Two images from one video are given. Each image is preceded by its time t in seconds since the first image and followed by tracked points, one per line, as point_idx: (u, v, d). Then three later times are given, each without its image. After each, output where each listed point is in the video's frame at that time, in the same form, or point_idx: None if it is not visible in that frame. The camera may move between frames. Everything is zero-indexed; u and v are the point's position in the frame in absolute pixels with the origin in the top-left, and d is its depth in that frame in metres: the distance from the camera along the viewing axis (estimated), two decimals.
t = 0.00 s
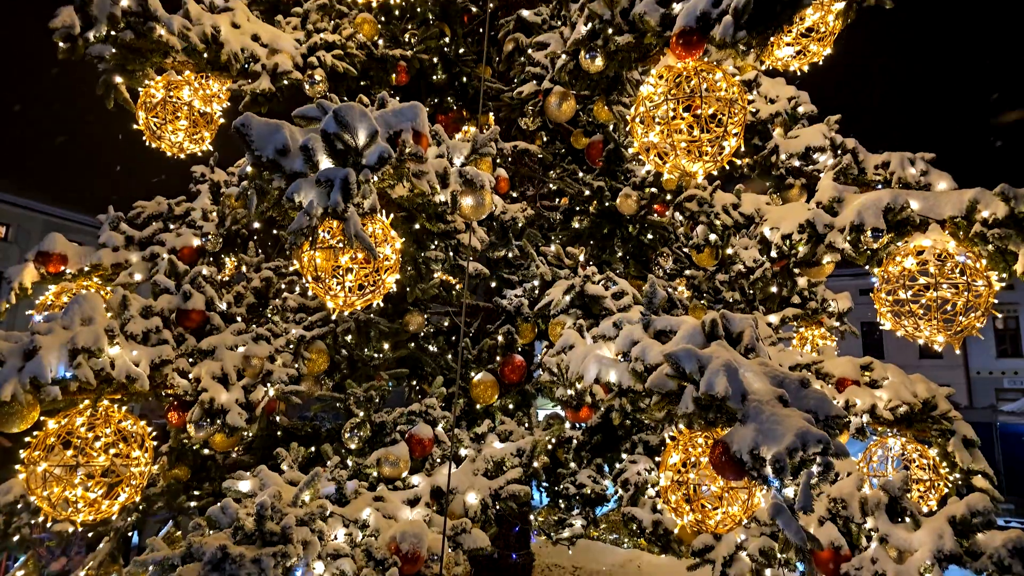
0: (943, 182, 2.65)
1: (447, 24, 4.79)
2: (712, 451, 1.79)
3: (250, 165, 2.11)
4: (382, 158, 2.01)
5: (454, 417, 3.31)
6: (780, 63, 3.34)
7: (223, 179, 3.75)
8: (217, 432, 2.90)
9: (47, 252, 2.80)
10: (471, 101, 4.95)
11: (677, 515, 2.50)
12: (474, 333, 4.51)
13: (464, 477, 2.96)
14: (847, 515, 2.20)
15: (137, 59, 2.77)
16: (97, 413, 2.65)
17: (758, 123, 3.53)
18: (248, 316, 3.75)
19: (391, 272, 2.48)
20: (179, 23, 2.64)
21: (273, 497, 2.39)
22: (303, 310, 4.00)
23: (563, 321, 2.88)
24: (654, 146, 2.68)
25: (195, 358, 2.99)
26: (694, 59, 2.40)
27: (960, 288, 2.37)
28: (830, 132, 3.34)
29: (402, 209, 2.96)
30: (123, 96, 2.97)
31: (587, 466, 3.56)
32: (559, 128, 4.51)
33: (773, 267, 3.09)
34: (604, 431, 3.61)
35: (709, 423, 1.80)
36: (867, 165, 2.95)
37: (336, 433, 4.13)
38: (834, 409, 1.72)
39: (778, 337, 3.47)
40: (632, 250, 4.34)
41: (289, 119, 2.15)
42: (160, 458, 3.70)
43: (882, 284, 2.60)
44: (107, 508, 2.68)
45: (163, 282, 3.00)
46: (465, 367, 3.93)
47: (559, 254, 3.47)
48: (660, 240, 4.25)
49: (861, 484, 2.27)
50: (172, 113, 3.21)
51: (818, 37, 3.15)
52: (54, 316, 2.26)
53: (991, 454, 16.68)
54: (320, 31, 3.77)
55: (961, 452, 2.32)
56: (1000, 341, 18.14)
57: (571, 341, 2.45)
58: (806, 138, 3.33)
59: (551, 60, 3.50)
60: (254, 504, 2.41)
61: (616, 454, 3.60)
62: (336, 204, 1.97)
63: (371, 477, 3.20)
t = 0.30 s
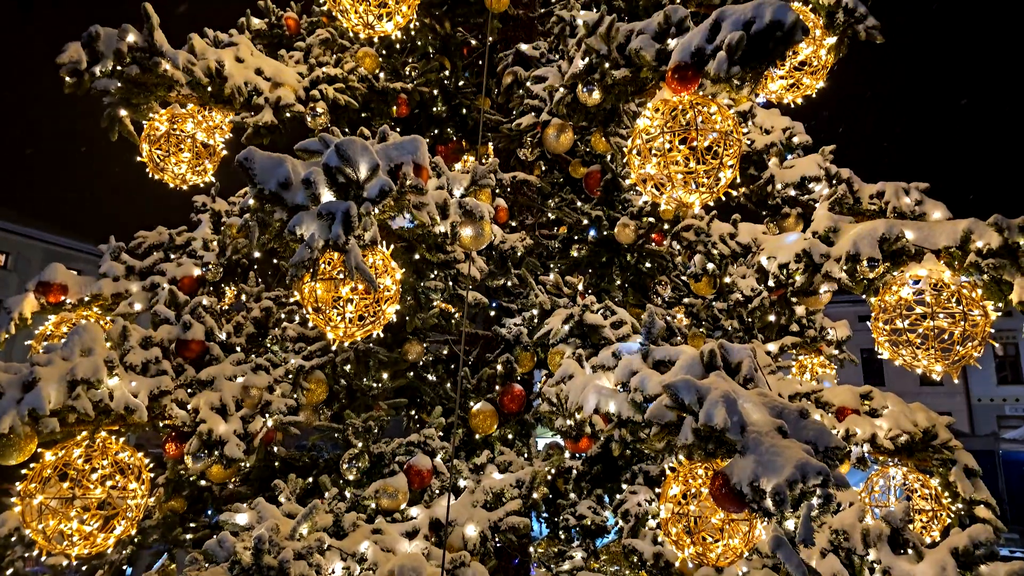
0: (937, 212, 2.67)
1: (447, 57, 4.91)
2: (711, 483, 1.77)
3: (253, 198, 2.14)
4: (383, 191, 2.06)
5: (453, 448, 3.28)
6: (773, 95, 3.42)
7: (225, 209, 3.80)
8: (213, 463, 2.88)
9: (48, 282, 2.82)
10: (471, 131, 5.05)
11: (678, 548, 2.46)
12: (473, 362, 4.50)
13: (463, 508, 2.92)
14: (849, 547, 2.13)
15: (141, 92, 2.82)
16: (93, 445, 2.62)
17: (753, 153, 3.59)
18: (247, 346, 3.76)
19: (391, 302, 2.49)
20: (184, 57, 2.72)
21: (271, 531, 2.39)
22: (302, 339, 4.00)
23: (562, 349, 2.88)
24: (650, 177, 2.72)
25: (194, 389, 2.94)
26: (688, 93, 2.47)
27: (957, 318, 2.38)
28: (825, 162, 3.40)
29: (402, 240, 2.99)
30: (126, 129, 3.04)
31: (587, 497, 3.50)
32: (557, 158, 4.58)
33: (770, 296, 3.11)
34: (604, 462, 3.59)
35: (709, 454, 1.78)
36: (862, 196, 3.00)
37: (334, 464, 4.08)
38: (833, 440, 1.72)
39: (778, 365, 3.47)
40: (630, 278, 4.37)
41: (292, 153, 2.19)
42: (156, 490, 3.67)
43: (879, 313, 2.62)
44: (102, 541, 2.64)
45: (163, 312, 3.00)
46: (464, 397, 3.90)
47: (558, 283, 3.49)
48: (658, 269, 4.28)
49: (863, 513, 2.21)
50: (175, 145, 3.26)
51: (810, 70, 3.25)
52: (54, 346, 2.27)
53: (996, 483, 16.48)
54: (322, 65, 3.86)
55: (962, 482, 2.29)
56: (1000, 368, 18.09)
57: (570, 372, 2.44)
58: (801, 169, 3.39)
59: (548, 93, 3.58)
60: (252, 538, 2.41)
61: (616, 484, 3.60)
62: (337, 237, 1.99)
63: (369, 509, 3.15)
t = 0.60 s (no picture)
0: (933, 239, 2.71)
1: (447, 88, 5.02)
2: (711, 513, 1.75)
3: (253, 228, 2.16)
4: (383, 222, 2.09)
5: (451, 477, 3.25)
6: (768, 125, 3.53)
7: (225, 236, 3.85)
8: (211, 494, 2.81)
9: (48, 309, 2.83)
10: (471, 160, 5.12)
11: None
12: (472, 390, 4.47)
13: (461, 539, 2.87)
14: None
15: (145, 123, 2.86)
16: (90, 475, 2.59)
17: (750, 181, 3.69)
18: (245, 374, 3.74)
19: (390, 331, 2.49)
20: (187, 90, 2.79)
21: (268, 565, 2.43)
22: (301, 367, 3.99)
23: (561, 377, 2.86)
24: (647, 206, 2.76)
25: (192, 418, 2.94)
26: (684, 124, 2.52)
27: (954, 345, 2.42)
28: (821, 190, 3.46)
29: (401, 268, 3.00)
30: (129, 159, 3.08)
31: (587, 526, 3.44)
32: (555, 185, 4.64)
33: (768, 322, 3.12)
34: (604, 490, 3.55)
35: (708, 483, 1.77)
36: (858, 223, 3.05)
37: (331, 494, 4.03)
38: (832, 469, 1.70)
39: (778, 392, 3.46)
40: (629, 305, 4.39)
41: (293, 184, 2.22)
42: (151, 520, 3.61)
43: (876, 341, 2.62)
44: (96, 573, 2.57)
45: (162, 341, 3.00)
46: (463, 425, 3.87)
47: (557, 310, 3.50)
48: (656, 295, 4.30)
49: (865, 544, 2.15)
50: (178, 175, 3.31)
51: (805, 101, 3.35)
52: (52, 376, 2.25)
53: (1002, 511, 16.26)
54: (324, 95, 3.94)
55: (965, 511, 2.25)
56: (1001, 393, 18.01)
57: (569, 400, 2.42)
58: (796, 197, 3.43)
59: (546, 123, 3.65)
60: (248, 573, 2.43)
61: (616, 513, 3.55)
62: (337, 267, 2.01)
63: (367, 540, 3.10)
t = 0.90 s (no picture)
0: (929, 265, 2.75)
1: (448, 117, 5.11)
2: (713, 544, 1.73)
3: (255, 257, 2.18)
4: (385, 251, 2.11)
5: (451, 506, 3.21)
6: (765, 153, 3.60)
7: (226, 263, 3.85)
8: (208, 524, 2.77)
9: (48, 337, 2.86)
10: (471, 187, 5.19)
11: None
12: (471, 417, 4.43)
13: (462, 570, 2.81)
14: None
15: (149, 153, 2.90)
16: (87, 505, 2.56)
17: (748, 207, 3.66)
18: (244, 403, 3.69)
19: (390, 359, 2.50)
20: (191, 120, 2.84)
21: None
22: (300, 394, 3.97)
23: (561, 405, 2.83)
24: (646, 234, 2.79)
25: (190, 447, 2.91)
26: (681, 153, 2.56)
27: (953, 372, 2.45)
28: (817, 216, 3.50)
29: (401, 295, 2.99)
30: (133, 188, 3.11)
31: (588, 557, 3.34)
32: (554, 212, 4.69)
33: (768, 349, 3.12)
34: (604, 519, 3.50)
35: (710, 513, 1.75)
36: (854, 249, 3.08)
37: (329, 524, 3.96)
38: (833, 498, 1.69)
39: (778, 419, 3.45)
40: (629, 330, 4.38)
41: (295, 213, 2.25)
42: (146, 552, 3.54)
43: (876, 367, 2.64)
44: None
45: (162, 368, 2.98)
46: (463, 453, 3.83)
47: (557, 336, 3.50)
48: (655, 321, 4.30)
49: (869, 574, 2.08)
50: (180, 204, 3.35)
51: (799, 130, 3.44)
52: (52, 405, 2.25)
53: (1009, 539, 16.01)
54: (326, 124, 4.01)
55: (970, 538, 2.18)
56: (1003, 418, 17.92)
57: (570, 428, 2.41)
58: (793, 224, 3.48)
59: (546, 152, 3.70)
60: None
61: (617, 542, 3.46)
62: (340, 295, 2.04)
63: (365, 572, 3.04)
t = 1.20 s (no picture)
0: (925, 292, 2.78)
1: (447, 145, 5.20)
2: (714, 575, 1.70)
3: (256, 286, 2.20)
4: (385, 280, 2.12)
5: (450, 536, 3.16)
6: (760, 182, 3.63)
7: (226, 290, 3.86)
8: (205, 556, 2.71)
9: (46, 366, 2.85)
10: (470, 215, 5.24)
11: None
12: (470, 445, 4.40)
13: None
14: None
15: (152, 182, 2.95)
16: (84, 536, 2.51)
17: (743, 235, 3.73)
18: (243, 432, 3.72)
19: (390, 388, 2.50)
20: (194, 150, 2.88)
21: None
22: (299, 423, 3.95)
23: (560, 433, 2.81)
24: (644, 262, 2.82)
25: (188, 476, 2.88)
26: (678, 183, 2.61)
27: (950, 400, 2.43)
28: (813, 243, 3.55)
29: (400, 323, 3.01)
30: (135, 217, 3.15)
31: None
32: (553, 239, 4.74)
33: (767, 376, 3.12)
34: (605, 548, 3.30)
35: (711, 543, 1.72)
36: (851, 276, 3.12)
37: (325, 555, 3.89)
38: (834, 527, 1.68)
39: (778, 447, 3.44)
40: (628, 357, 4.37)
41: (296, 242, 2.27)
42: None
43: (874, 394, 2.61)
44: None
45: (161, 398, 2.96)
46: (462, 482, 3.79)
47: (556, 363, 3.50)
48: (654, 347, 4.29)
49: None
50: (182, 233, 3.37)
51: (794, 158, 3.49)
52: (49, 435, 2.23)
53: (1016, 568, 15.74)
54: (327, 154, 4.08)
55: (973, 568, 2.16)
56: (1005, 443, 17.80)
57: (569, 456, 2.39)
58: (789, 251, 3.52)
59: (544, 181, 3.75)
60: None
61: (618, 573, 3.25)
62: (340, 325, 2.05)
63: None
